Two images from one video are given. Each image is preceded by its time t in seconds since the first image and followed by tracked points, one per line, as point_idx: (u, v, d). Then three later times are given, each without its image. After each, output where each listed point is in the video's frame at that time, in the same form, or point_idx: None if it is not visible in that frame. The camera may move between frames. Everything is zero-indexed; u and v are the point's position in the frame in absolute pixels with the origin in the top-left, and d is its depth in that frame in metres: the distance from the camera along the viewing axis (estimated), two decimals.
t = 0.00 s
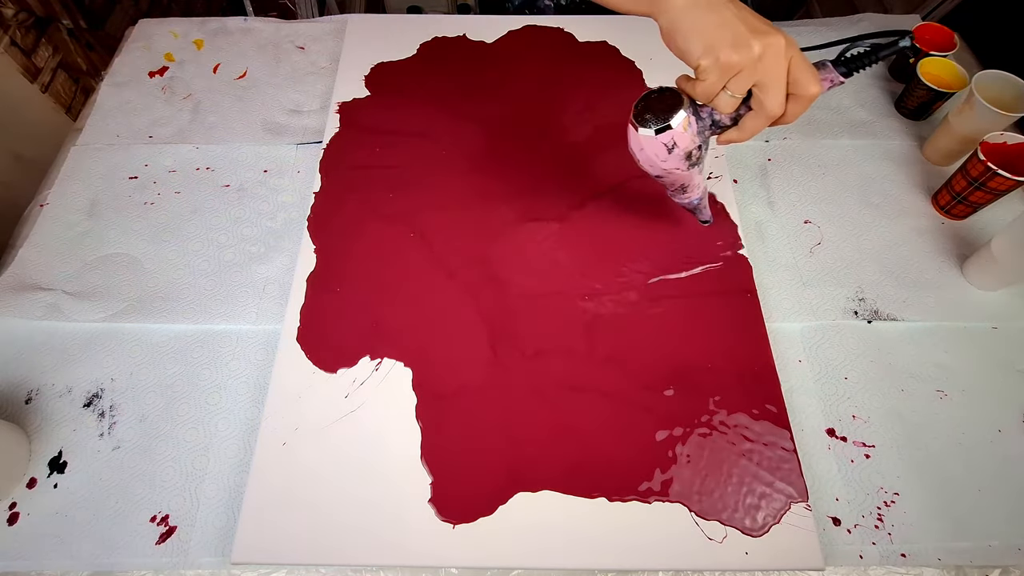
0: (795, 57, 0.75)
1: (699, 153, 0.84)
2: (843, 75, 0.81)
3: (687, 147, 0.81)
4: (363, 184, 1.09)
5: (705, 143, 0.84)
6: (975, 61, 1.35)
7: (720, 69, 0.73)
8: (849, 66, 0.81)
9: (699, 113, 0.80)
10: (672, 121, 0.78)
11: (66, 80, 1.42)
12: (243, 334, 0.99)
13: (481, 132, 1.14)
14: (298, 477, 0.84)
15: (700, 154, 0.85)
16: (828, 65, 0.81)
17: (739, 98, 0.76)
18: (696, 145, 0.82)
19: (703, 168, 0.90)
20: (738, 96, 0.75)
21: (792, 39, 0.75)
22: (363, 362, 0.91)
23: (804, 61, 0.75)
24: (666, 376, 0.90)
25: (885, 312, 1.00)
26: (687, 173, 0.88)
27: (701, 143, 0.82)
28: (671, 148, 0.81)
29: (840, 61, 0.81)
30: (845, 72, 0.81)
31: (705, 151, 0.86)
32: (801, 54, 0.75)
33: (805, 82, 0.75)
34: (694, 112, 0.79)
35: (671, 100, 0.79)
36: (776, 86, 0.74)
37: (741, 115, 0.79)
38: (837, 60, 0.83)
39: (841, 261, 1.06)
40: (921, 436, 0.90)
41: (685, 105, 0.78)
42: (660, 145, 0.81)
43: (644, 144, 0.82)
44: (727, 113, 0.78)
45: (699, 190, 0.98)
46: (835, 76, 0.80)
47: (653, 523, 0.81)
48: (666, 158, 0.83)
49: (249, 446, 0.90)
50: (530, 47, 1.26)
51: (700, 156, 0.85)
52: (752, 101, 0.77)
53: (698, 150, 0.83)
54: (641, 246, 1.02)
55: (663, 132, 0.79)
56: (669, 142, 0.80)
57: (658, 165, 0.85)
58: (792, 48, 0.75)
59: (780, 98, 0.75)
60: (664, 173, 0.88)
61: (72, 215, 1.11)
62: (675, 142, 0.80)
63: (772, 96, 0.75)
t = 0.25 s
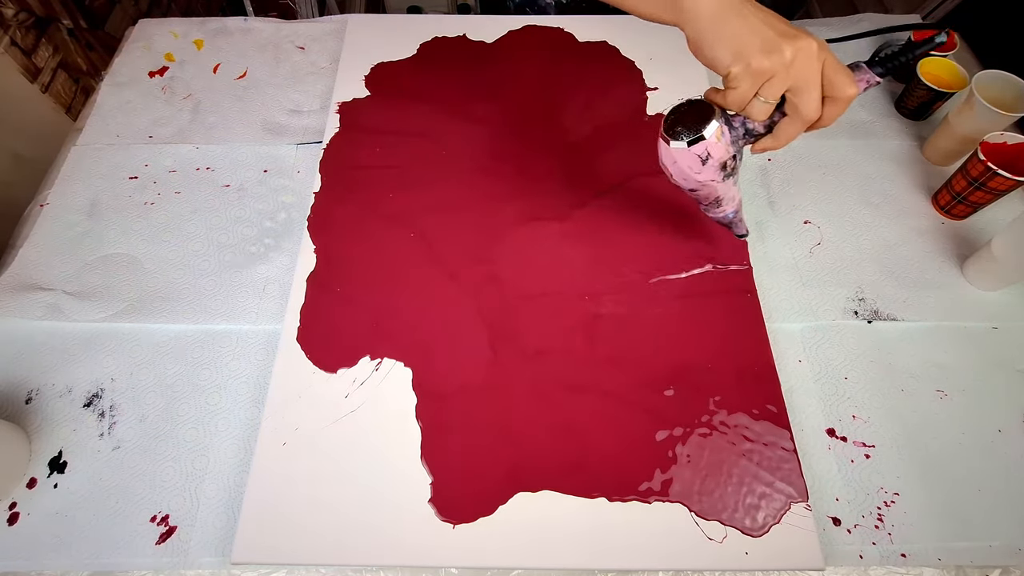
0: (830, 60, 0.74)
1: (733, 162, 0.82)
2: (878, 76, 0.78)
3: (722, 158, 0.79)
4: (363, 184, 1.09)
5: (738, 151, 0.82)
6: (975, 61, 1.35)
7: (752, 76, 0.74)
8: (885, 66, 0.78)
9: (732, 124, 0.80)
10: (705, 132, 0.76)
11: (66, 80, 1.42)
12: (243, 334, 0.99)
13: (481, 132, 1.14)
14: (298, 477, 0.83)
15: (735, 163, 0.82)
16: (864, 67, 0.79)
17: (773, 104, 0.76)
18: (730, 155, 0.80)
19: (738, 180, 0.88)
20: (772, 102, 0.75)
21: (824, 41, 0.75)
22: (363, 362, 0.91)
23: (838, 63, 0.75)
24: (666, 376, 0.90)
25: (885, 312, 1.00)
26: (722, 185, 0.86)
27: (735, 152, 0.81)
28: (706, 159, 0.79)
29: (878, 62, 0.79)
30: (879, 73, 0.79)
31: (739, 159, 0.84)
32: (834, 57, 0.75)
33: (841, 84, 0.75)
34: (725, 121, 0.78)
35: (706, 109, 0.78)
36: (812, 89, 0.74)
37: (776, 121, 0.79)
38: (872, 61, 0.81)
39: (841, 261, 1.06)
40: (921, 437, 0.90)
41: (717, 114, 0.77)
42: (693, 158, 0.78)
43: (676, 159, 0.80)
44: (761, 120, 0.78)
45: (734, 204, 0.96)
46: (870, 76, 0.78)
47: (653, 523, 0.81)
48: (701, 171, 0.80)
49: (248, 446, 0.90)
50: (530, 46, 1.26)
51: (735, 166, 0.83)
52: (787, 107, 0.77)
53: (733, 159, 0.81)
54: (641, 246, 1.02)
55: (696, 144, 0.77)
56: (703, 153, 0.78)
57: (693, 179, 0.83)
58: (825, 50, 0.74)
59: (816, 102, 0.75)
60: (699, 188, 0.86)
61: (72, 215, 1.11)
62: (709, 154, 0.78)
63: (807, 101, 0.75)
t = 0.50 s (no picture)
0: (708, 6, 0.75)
1: (623, 101, 0.85)
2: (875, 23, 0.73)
3: (609, 95, 0.82)
4: (363, 184, 1.09)
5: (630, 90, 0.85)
6: (975, 61, 1.35)
7: (631, 17, 0.76)
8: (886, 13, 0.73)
9: (620, 62, 0.81)
10: (586, 71, 0.79)
11: (67, 80, 1.42)
12: (243, 334, 0.99)
13: (481, 132, 1.14)
14: (298, 477, 0.84)
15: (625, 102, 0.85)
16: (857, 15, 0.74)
17: (651, 45, 0.77)
18: (618, 93, 0.83)
19: (634, 115, 0.91)
20: (653, 43, 0.77)
21: None
22: (363, 362, 0.91)
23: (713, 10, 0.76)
24: (666, 376, 0.90)
25: (886, 312, 1.00)
26: (613, 122, 0.89)
27: (624, 90, 0.83)
28: (592, 96, 0.81)
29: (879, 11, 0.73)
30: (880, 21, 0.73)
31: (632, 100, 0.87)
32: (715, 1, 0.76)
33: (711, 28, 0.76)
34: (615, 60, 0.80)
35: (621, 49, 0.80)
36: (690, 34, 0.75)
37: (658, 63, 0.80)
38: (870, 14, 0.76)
39: (841, 261, 1.06)
40: (921, 436, 0.90)
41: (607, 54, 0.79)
42: (582, 93, 0.81)
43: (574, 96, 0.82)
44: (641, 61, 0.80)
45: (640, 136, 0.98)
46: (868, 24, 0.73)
47: (653, 523, 0.81)
48: (585, 106, 0.83)
49: (249, 446, 0.90)
50: (531, 46, 1.26)
51: (624, 104, 0.86)
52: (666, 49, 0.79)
53: (621, 98, 0.84)
54: (642, 246, 1.02)
55: (584, 79, 0.79)
56: (587, 89, 0.80)
57: (586, 114, 0.85)
58: None
59: (688, 41, 0.76)
60: (595, 123, 0.88)
61: (73, 215, 1.11)
62: (597, 91, 0.80)
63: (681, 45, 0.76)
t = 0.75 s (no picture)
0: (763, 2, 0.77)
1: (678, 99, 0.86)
2: (809, 21, 0.81)
3: (665, 91, 0.83)
4: (363, 184, 1.09)
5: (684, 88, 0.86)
6: (975, 61, 1.35)
7: (691, 14, 0.76)
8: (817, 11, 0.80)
9: (676, 60, 0.82)
10: (645, 68, 0.80)
11: (66, 80, 1.42)
12: (243, 334, 0.99)
13: (481, 132, 1.14)
14: (298, 478, 0.83)
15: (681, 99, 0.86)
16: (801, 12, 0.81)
17: (711, 42, 0.78)
18: (674, 89, 0.84)
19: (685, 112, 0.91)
20: (711, 40, 0.78)
21: None
22: (363, 362, 0.91)
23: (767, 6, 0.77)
24: (665, 376, 0.90)
25: (885, 312, 1.00)
26: (668, 119, 0.90)
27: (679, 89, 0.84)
28: (649, 94, 0.83)
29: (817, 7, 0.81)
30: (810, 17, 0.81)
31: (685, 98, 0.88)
32: None
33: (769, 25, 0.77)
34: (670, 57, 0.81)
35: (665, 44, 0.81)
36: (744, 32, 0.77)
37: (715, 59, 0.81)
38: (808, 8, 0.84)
39: (841, 261, 1.06)
40: (921, 436, 0.90)
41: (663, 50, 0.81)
42: (638, 90, 0.82)
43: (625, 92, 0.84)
44: (701, 58, 0.81)
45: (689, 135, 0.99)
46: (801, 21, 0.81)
47: (653, 524, 0.81)
48: (642, 104, 0.84)
49: (249, 446, 0.90)
50: (530, 46, 1.26)
51: (680, 101, 0.87)
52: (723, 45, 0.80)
53: (677, 95, 0.85)
54: (641, 246, 1.02)
55: (641, 77, 0.80)
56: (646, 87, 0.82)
57: (640, 111, 0.86)
58: None
59: (746, 40, 0.77)
60: (648, 120, 0.89)
61: (73, 215, 1.11)
62: (654, 87, 0.82)
63: (741, 41, 0.77)
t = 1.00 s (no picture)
0: None
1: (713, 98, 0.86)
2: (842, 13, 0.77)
3: (700, 93, 0.84)
4: (363, 184, 1.09)
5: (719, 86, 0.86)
6: (975, 61, 1.35)
7: (721, 15, 0.73)
8: None
9: (709, 60, 0.81)
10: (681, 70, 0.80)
11: (66, 80, 1.42)
12: (243, 334, 0.99)
13: (480, 132, 1.14)
14: (298, 478, 0.83)
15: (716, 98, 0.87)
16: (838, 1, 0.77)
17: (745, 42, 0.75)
18: (709, 89, 0.84)
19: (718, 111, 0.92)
20: (744, 40, 0.75)
21: None
22: (363, 363, 0.91)
23: None
24: (666, 376, 0.90)
25: (886, 312, 1.00)
26: (702, 119, 0.91)
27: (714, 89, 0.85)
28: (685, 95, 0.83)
29: None
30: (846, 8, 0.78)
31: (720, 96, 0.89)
32: None
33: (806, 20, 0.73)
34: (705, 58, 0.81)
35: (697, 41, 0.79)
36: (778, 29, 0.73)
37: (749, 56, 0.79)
38: None
39: (841, 261, 1.06)
40: (921, 436, 0.90)
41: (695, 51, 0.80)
42: (673, 93, 0.83)
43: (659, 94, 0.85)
44: (735, 57, 0.78)
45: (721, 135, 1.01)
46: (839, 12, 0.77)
47: (653, 524, 0.81)
48: (679, 105, 0.85)
49: (249, 446, 0.90)
50: (530, 46, 1.26)
51: (713, 100, 0.88)
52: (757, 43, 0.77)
53: (711, 95, 0.86)
54: (641, 246, 1.02)
55: (675, 80, 0.81)
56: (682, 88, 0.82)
57: (674, 113, 0.87)
58: None
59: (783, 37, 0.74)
60: (682, 122, 0.91)
61: (73, 215, 1.11)
62: (689, 90, 0.83)
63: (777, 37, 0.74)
